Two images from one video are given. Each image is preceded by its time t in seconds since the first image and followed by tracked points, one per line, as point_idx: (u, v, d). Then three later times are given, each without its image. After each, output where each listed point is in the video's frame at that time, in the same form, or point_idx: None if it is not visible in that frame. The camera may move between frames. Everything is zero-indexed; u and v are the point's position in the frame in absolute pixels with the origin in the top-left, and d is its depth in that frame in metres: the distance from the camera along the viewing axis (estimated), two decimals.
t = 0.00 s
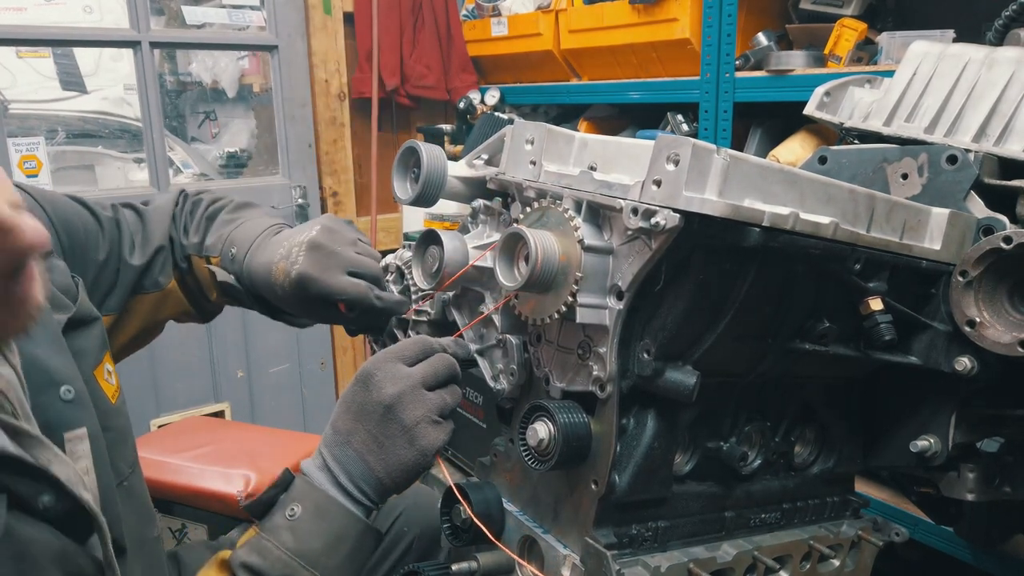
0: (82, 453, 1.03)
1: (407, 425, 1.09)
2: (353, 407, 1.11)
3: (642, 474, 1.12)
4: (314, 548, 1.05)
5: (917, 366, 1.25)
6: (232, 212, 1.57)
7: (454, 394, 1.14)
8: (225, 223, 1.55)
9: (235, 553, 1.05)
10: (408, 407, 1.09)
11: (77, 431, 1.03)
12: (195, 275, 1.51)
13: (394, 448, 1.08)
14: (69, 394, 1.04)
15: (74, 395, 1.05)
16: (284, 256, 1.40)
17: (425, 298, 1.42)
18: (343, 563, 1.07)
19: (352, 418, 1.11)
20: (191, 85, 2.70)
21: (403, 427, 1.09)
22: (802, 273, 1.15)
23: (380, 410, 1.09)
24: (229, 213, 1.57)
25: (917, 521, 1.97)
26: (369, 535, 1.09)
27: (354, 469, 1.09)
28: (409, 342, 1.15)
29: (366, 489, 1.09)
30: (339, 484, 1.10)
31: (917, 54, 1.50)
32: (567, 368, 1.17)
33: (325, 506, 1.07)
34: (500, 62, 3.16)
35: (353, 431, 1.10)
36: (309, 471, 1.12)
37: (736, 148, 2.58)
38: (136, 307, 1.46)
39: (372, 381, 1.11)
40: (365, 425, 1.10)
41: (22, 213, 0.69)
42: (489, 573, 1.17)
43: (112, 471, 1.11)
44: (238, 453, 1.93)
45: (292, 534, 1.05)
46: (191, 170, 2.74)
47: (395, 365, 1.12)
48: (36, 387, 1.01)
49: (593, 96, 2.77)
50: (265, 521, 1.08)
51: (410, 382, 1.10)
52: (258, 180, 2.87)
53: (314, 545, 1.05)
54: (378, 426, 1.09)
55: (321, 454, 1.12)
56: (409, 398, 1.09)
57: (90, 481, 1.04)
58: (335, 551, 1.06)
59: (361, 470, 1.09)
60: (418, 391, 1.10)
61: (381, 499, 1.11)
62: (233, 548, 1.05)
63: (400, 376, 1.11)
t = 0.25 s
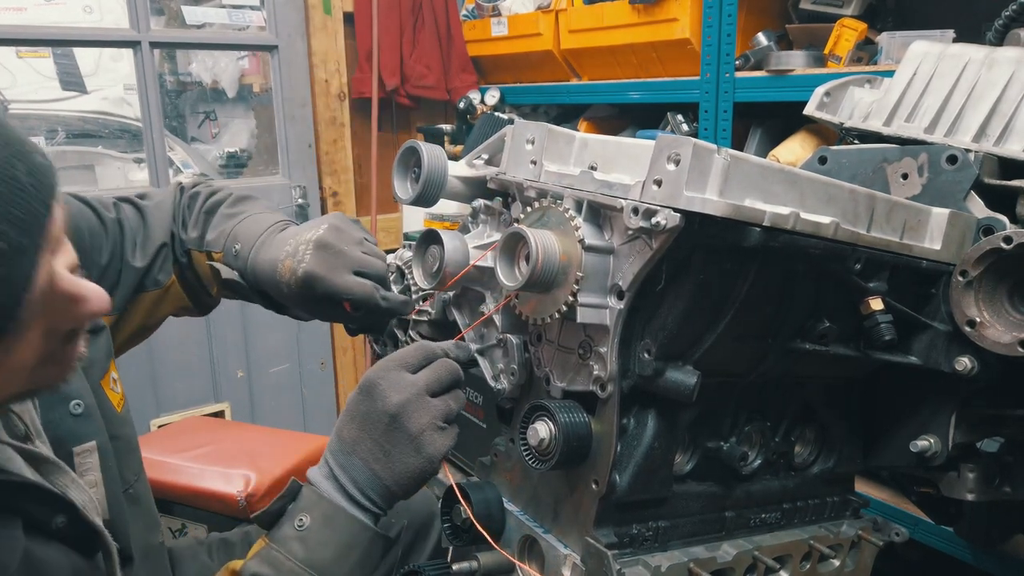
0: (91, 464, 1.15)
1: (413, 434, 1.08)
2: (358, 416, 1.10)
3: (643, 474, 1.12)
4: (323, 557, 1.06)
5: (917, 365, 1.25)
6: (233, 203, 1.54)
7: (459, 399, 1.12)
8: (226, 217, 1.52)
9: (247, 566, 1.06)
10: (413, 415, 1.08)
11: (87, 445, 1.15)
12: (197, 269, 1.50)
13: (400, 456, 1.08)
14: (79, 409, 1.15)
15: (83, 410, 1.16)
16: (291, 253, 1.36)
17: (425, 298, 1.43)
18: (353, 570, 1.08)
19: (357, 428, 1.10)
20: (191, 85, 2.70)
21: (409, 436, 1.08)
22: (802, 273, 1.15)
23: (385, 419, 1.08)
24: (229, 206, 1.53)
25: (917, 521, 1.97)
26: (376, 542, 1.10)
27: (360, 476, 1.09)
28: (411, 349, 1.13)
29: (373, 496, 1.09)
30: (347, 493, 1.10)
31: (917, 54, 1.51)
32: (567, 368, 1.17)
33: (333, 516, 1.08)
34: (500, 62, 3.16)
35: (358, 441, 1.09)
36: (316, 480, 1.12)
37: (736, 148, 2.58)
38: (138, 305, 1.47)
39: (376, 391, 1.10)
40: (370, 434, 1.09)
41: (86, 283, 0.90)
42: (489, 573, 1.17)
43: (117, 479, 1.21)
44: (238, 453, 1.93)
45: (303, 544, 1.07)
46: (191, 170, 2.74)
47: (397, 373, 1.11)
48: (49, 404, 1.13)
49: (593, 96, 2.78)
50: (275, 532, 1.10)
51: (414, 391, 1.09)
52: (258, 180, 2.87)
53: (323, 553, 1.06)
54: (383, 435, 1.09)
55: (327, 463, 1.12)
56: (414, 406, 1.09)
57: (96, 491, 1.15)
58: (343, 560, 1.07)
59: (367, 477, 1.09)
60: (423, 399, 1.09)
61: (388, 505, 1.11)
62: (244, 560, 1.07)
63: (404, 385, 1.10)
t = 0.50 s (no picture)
0: (98, 469, 1.16)
1: (421, 435, 1.08)
2: (366, 418, 1.10)
3: (642, 474, 1.12)
4: (332, 559, 1.06)
5: (917, 365, 1.25)
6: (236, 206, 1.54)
7: (465, 399, 1.13)
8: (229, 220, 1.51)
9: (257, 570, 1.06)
10: (421, 416, 1.08)
11: (96, 450, 1.15)
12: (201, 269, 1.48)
13: (408, 457, 1.08)
14: (87, 415, 1.16)
15: (92, 415, 1.17)
16: (296, 258, 1.36)
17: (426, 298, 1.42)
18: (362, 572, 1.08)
19: (364, 430, 1.10)
20: (191, 85, 2.70)
21: (418, 437, 1.08)
22: (801, 273, 1.15)
23: (393, 421, 1.08)
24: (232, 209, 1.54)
25: (917, 521, 1.97)
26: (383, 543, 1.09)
27: (368, 479, 1.09)
28: (416, 351, 1.13)
29: (381, 498, 1.09)
30: (355, 495, 1.10)
31: (917, 53, 1.51)
32: (567, 368, 1.17)
33: (342, 518, 1.08)
34: (500, 62, 3.16)
35: (366, 443, 1.09)
36: (323, 482, 1.11)
37: (736, 148, 2.58)
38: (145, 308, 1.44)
39: (384, 393, 1.10)
40: (378, 437, 1.09)
41: (127, 304, 0.82)
42: (489, 573, 1.17)
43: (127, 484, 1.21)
44: (237, 454, 1.92)
45: (311, 546, 1.07)
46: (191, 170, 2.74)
47: (403, 374, 1.11)
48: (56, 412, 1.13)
49: (593, 96, 2.77)
50: (284, 534, 1.10)
51: (421, 392, 1.09)
52: (258, 180, 2.88)
53: (332, 556, 1.06)
54: (391, 437, 1.08)
55: (335, 465, 1.12)
56: (421, 408, 1.08)
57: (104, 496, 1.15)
58: (352, 562, 1.07)
59: (376, 479, 1.09)
60: (429, 400, 1.09)
61: (397, 506, 1.11)
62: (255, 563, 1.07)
63: (410, 386, 1.10)
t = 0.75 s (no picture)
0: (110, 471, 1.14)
1: (424, 437, 1.08)
2: (369, 419, 1.10)
3: (642, 474, 1.12)
4: (337, 561, 1.04)
5: (917, 365, 1.25)
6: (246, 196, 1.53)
7: (468, 400, 1.14)
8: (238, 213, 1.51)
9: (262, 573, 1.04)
10: (423, 418, 1.09)
11: (107, 452, 1.14)
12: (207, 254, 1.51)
13: (411, 459, 1.08)
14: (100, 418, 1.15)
15: (104, 418, 1.17)
16: (295, 248, 1.32)
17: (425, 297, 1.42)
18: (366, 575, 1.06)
19: (366, 432, 1.09)
20: (191, 85, 2.70)
21: (420, 439, 1.08)
22: (801, 273, 1.15)
23: (395, 423, 1.08)
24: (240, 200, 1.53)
25: (917, 521, 1.97)
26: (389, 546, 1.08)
27: (371, 480, 1.08)
28: (418, 352, 1.13)
29: (384, 499, 1.09)
30: (358, 497, 1.09)
31: (917, 53, 1.50)
32: (566, 368, 1.17)
33: (346, 520, 1.06)
34: (500, 62, 3.16)
35: (368, 445, 1.09)
36: (326, 484, 1.11)
37: (736, 148, 2.58)
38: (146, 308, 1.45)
39: (387, 395, 1.10)
40: (381, 438, 1.09)
41: (157, 315, 0.89)
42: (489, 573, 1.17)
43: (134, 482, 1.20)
44: (237, 454, 1.92)
45: (316, 549, 1.05)
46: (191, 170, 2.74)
47: (405, 376, 1.11)
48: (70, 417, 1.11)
49: (593, 96, 2.77)
50: (287, 537, 1.08)
51: (423, 393, 1.10)
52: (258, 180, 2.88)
53: (336, 558, 1.04)
54: (393, 438, 1.08)
55: (337, 467, 1.11)
56: (424, 409, 1.09)
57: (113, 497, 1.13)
58: (356, 564, 1.05)
59: (379, 481, 1.08)
60: (432, 401, 1.10)
61: (399, 507, 1.11)
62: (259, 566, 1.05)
63: (412, 388, 1.10)
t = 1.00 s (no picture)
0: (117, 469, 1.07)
1: (426, 443, 1.08)
2: (371, 425, 1.10)
3: (642, 474, 1.12)
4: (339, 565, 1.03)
5: (917, 365, 1.25)
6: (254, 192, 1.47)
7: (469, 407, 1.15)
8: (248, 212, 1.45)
9: None
10: (424, 424, 1.09)
11: (113, 448, 1.07)
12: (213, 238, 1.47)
13: (414, 466, 1.08)
14: (106, 413, 1.08)
15: (109, 413, 1.09)
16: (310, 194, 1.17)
17: (425, 297, 1.42)
18: None
19: (369, 438, 1.09)
20: (191, 85, 2.70)
21: (422, 447, 1.08)
22: (801, 273, 1.15)
23: (397, 430, 1.08)
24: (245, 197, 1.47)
25: (917, 521, 1.97)
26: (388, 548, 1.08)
27: (373, 487, 1.08)
28: (421, 359, 1.15)
29: (386, 506, 1.08)
30: (359, 503, 1.08)
31: (916, 53, 1.51)
32: (567, 367, 1.17)
33: (347, 525, 1.05)
34: (500, 62, 3.16)
35: (370, 451, 1.08)
36: (327, 490, 1.09)
37: (736, 148, 2.58)
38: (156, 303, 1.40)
39: (388, 401, 1.10)
40: (383, 444, 1.08)
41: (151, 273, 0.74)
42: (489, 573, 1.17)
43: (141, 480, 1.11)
44: (237, 454, 1.93)
45: (316, 555, 1.04)
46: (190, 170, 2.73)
47: (408, 383, 1.12)
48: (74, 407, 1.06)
49: (593, 97, 2.77)
50: (287, 542, 1.06)
51: (425, 400, 1.10)
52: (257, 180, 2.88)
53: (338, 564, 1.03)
54: (395, 445, 1.08)
55: (338, 473, 1.10)
56: (426, 415, 1.09)
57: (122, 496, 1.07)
58: (357, 569, 1.04)
59: (380, 488, 1.07)
60: (434, 408, 1.11)
61: (399, 514, 1.10)
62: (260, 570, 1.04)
63: (415, 394, 1.11)
